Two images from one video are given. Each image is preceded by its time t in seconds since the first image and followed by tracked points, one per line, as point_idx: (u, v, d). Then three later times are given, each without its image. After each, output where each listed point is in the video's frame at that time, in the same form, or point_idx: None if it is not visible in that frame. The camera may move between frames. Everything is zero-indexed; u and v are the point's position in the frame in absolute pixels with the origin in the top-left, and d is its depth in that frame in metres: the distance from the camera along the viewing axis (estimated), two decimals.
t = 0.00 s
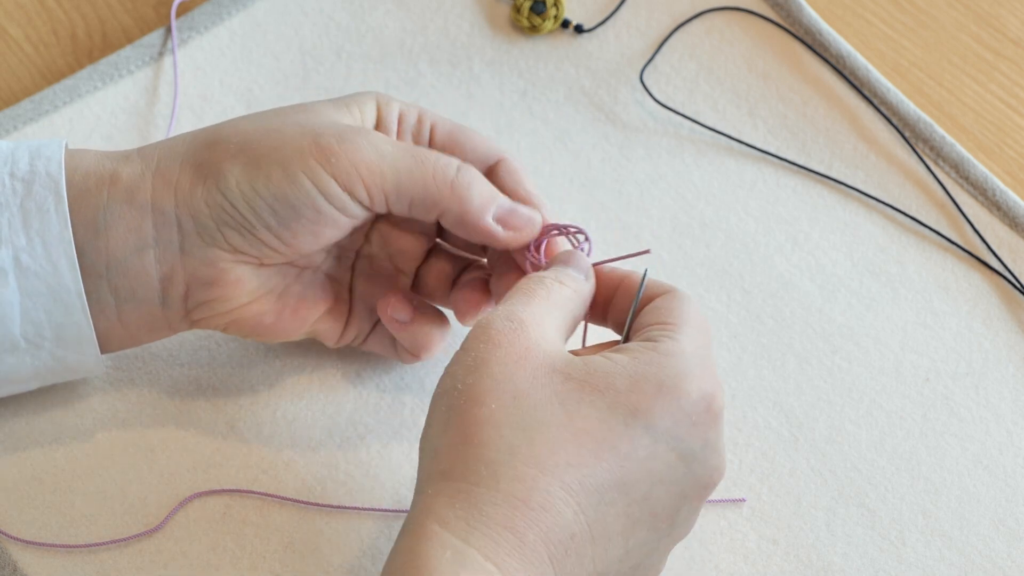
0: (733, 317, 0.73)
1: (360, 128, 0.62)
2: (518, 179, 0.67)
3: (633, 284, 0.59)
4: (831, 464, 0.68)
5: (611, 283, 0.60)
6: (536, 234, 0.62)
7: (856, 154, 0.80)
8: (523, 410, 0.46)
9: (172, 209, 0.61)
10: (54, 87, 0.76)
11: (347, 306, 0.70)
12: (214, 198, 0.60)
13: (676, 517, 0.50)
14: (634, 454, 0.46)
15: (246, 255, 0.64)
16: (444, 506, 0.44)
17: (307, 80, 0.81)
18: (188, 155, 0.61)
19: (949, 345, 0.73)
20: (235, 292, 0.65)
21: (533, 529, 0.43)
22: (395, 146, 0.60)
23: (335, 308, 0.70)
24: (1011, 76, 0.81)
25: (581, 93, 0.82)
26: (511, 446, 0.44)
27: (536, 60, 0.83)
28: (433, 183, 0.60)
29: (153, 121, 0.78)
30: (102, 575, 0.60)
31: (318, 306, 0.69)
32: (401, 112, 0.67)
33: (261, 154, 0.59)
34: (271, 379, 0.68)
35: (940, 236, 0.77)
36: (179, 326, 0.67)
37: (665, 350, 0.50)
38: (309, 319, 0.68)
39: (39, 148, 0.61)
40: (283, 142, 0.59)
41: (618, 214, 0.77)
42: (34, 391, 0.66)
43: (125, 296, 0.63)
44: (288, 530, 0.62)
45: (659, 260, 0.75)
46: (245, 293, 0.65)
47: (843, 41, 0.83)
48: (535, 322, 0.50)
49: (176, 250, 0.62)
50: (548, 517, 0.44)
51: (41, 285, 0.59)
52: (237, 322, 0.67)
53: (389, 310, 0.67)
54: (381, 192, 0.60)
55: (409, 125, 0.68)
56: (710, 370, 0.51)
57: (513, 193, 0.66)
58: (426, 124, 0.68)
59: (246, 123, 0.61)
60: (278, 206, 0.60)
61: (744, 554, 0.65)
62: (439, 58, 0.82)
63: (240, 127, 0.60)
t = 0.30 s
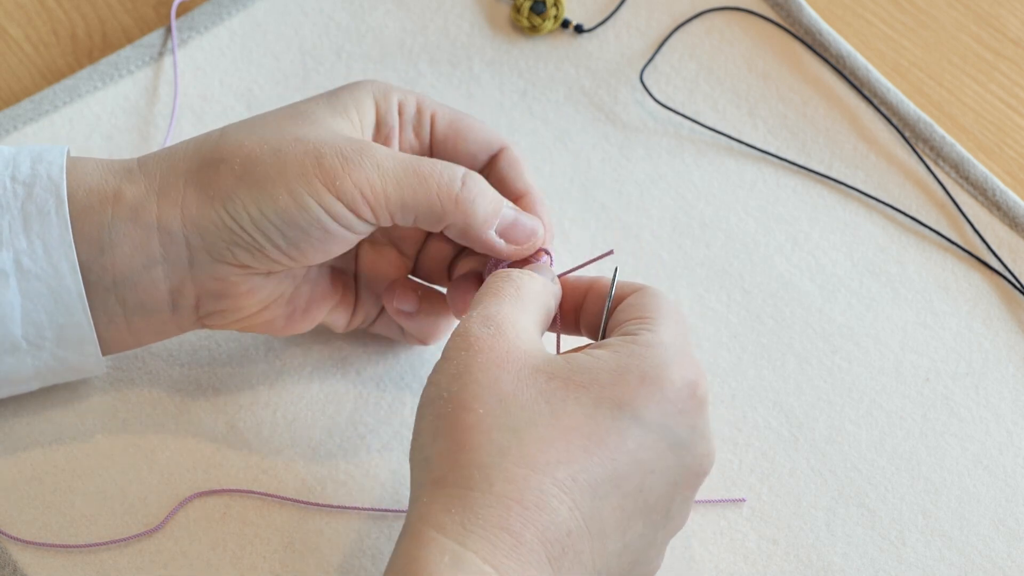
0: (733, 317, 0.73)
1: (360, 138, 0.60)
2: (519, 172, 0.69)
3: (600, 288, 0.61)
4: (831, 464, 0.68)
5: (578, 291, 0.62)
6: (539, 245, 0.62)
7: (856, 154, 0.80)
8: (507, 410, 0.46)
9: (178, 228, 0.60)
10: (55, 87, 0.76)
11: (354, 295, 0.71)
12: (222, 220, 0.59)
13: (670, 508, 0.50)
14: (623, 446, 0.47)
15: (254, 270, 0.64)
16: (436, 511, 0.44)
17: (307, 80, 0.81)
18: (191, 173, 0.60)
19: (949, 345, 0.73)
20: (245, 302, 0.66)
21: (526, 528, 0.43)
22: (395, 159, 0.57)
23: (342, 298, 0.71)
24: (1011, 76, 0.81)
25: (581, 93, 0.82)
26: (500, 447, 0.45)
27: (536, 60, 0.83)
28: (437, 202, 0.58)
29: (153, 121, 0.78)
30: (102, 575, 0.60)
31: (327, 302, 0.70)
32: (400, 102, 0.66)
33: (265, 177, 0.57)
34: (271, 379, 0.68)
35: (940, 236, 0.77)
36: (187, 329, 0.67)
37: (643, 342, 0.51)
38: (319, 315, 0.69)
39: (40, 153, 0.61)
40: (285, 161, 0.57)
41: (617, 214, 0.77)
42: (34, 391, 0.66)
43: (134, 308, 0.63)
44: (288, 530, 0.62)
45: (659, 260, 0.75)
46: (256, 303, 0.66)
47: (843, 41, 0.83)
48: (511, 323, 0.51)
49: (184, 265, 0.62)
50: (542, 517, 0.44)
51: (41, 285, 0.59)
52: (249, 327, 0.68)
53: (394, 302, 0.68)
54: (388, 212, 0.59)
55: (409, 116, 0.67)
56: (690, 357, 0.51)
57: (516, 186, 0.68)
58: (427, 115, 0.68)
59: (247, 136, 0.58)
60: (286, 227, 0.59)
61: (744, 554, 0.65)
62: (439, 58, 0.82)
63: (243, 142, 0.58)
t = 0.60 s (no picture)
0: (733, 317, 0.73)
1: (365, 141, 0.60)
2: (522, 170, 0.69)
3: (611, 294, 0.60)
4: (831, 464, 0.68)
5: (588, 295, 0.61)
6: (543, 237, 0.62)
7: (856, 154, 0.80)
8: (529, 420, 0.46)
9: (180, 228, 0.60)
10: (55, 87, 0.76)
11: (354, 296, 0.72)
12: (226, 221, 0.59)
13: (681, 517, 0.50)
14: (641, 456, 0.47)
15: (255, 271, 0.64)
16: (446, 516, 0.44)
17: (307, 80, 0.81)
18: (194, 173, 0.59)
19: (949, 345, 0.73)
20: (246, 302, 0.66)
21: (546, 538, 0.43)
22: (399, 159, 0.57)
23: (343, 299, 0.71)
24: (1011, 76, 0.81)
25: (581, 93, 0.82)
26: (521, 457, 0.44)
27: (536, 60, 0.83)
28: (443, 200, 0.57)
29: (153, 121, 0.78)
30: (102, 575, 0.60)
31: (328, 303, 0.70)
32: (403, 101, 0.66)
33: (270, 177, 0.57)
34: (271, 379, 0.68)
35: (941, 236, 0.77)
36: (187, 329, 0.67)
37: (660, 352, 0.51)
38: (320, 316, 0.69)
39: (40, 153, 0.61)
40: (291, 162, 0.57)
41: (617, 214, 0.77)
42: (34, 391, 0.66)
43: (134, 308, 0.63)
44: (288, 530, 0.62)
45: (659, 260, 0.75)
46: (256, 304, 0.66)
47: (843, 41, 0.82)
48: (523, 324, 0.51)
49: (184, 265, 0.62)
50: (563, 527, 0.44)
51: (41, 285, 0.60)
52: (249, 327, 0.68)
53: (393, 301, 0.69)
54: (393, 215, 0.59)
55: (413, 113, 0.67)
56: (706, 368, 0.51)
57: (519, 182, 0.69)
58: (430, 112, 0.68)
59: (252, 137, 0.58)
60: (290, 229, 0.59)
61: (744, 554, 0.65)
62: (439, 58, 0.82)
63: (247, 143, 0.58)
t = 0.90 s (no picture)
0: (733, 317, 0.73)
1: (365, 150, 0.60)
2: (529, 199, 0.69)
3: (621, 297, 0.60)
4: (831, 464, 0.68)
5: (598, 298, 0.61)
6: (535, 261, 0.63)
7: (856, 154, 0.80)
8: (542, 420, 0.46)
9: (174, 227, 0.60)
10: (54, 87, 0.76)
11: (349, 309, 0.71)
12: (219, 223, 0.59)
13: (688, 523, 0.50)
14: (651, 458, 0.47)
15: (246, 273, 0.63)
16: (453, 516, 0.44)
17: (307, 80, 0.81)
18: (192, 174, 0.60)
19: (949, 345, 0.73)
20: (240, 305, 0.65)
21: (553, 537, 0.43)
22: (397, 168, 0.57)
23: (337, 311, 0.70)
24: (1011, 76, 0.81)
25: (581, 93, 0.82)
26: (531, 457, 0.45)
27: (536, 60, 0.83)
28: (438, 208, 0.58)
29: (153, 121, 0.78)
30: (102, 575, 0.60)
31: (320, 314, 0.69)
32: (415, 119, 0.67)
33: (264, 181, 0.57)
34: (271, 379, 0.68)
35: (941, 236, 0.77)
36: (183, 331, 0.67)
37: (672, 356, 0.51)
38: (311, 326, 0.69)
39: (39, 151, 0.62)
40: (286, 167, 0.57)
41: (617, 214, 0.77)
42: (34, 391, 0.66)
43: (128, 306, 0.63)
44: (288, 530, 0.62)
45: (659, 259, 0.75)
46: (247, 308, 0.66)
47: (843, 41, 0.82)
48: (540, 329, 0.51)
49: (178, 265, 0.62)
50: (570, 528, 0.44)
51: (40, 284, 0.60)
52: (240, 330, 0.67)
53: (385, 319, 0.67)
54: (387, 221, 0.59)
55: (424, 132, 0.67)
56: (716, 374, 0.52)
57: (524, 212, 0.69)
58: (442, 133, 0.68)
59: (251, 142, 0.58)
60: (281, 234, 0.59)
61: (744, 554, 0.65)
62: (439, 58, 0.82)
63: (245, 146, 0.58)
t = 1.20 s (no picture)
0: (733, 317, 0.73)
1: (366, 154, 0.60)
2: (525, 196, 0.68)
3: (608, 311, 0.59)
4: (831, 464, 0.68)
5: (586, 311, 0.60)
6: (539, 263, 0.60)
7: (856, 154, 0.80)
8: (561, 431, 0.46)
9: (173, 223, 0.60)
10: (55, 87, 0.76)
11: (346, 304, 0.71)
12: (217, 221, 0.59)
13: (700, 530, 0.50)
14: (665, 466, 0.47)
15: (244, 271, 0.64)
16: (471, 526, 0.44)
17: (307, 79, 0.81)
18: (190, 171, 0.60)
19: (949, 345, 0.73)
20: (238, 302, 0.65)
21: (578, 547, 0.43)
22: (396, 179, 0.57)
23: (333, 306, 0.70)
24: (1011, 76, 0.81)
25: (581, 93, 0.82)
26: (551, 468, 0.44)
27: (536, 60, 0.83)
28: (433, 228, 0.57)
29: (153, 121, 0.78)
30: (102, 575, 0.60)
31: (318, 309, 0.69)
32: (413, 112, 0.66)
33: (262, 183, 0.57)
34: (271, 379, 0.68)
35: (941, 236, 0.77)
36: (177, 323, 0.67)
37: (679, 364, 0.51)
38: (310, 321, 0.69)
39: (38, 150, 0.62)
40: (286, 169, 0.57)
41: (617, 214, 0.77)
42: (34, 391, 0.66)
43: (128, 302, 0.63)
44: (289, 530, 0.62)
45: (659, 259, 0.75)
46: (245, 305, 0.66)
47: (843, 41, 0.83)
48: (546, 347, 0.51)
49: (177, 262, 0.62)
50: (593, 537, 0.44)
51: (40, 284, 0.60)
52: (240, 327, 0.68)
53: (383, 315, 0.67)
54: (382, 232, 0.59)
55: (421, 127, 0.67)
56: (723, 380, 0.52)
57: (519, 207, 0.67)
58: (440, 128, 0.67)
59: (251, 140, 0.58)
60: (279, 235, 0.59)
61: (744, 554, 0.65)
62: (439, 58, 0.82)
63: (246, 145, 0.58)
